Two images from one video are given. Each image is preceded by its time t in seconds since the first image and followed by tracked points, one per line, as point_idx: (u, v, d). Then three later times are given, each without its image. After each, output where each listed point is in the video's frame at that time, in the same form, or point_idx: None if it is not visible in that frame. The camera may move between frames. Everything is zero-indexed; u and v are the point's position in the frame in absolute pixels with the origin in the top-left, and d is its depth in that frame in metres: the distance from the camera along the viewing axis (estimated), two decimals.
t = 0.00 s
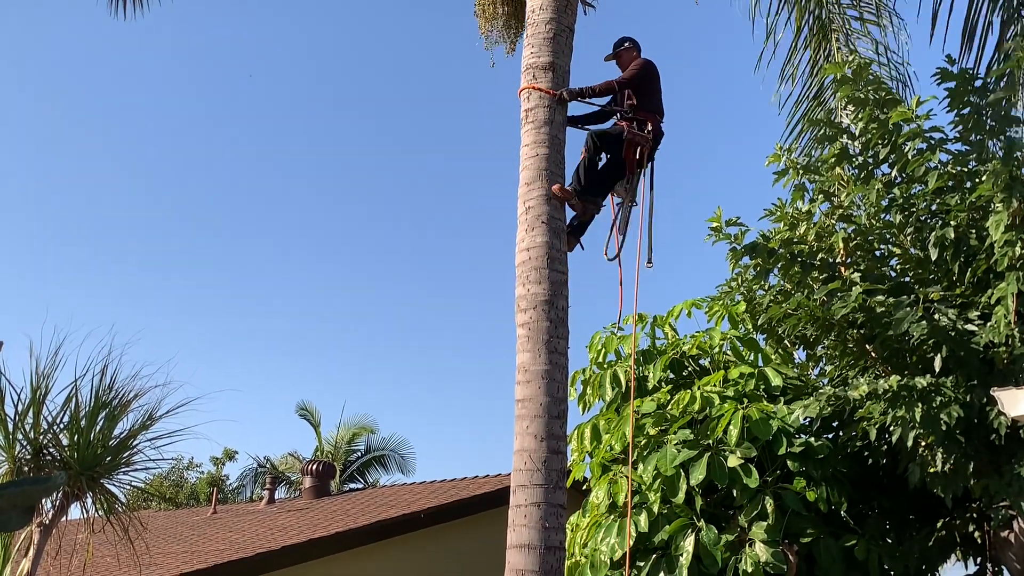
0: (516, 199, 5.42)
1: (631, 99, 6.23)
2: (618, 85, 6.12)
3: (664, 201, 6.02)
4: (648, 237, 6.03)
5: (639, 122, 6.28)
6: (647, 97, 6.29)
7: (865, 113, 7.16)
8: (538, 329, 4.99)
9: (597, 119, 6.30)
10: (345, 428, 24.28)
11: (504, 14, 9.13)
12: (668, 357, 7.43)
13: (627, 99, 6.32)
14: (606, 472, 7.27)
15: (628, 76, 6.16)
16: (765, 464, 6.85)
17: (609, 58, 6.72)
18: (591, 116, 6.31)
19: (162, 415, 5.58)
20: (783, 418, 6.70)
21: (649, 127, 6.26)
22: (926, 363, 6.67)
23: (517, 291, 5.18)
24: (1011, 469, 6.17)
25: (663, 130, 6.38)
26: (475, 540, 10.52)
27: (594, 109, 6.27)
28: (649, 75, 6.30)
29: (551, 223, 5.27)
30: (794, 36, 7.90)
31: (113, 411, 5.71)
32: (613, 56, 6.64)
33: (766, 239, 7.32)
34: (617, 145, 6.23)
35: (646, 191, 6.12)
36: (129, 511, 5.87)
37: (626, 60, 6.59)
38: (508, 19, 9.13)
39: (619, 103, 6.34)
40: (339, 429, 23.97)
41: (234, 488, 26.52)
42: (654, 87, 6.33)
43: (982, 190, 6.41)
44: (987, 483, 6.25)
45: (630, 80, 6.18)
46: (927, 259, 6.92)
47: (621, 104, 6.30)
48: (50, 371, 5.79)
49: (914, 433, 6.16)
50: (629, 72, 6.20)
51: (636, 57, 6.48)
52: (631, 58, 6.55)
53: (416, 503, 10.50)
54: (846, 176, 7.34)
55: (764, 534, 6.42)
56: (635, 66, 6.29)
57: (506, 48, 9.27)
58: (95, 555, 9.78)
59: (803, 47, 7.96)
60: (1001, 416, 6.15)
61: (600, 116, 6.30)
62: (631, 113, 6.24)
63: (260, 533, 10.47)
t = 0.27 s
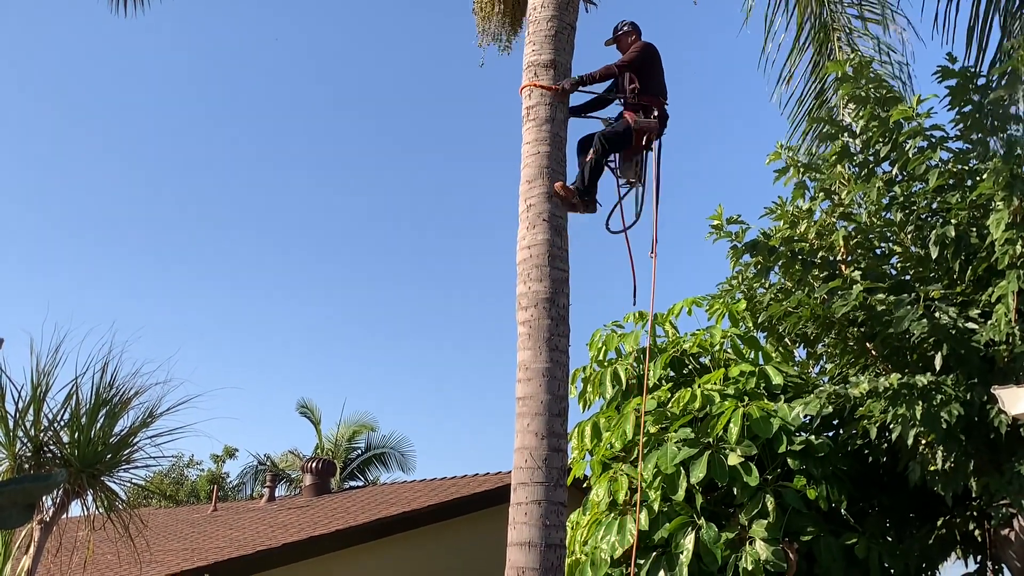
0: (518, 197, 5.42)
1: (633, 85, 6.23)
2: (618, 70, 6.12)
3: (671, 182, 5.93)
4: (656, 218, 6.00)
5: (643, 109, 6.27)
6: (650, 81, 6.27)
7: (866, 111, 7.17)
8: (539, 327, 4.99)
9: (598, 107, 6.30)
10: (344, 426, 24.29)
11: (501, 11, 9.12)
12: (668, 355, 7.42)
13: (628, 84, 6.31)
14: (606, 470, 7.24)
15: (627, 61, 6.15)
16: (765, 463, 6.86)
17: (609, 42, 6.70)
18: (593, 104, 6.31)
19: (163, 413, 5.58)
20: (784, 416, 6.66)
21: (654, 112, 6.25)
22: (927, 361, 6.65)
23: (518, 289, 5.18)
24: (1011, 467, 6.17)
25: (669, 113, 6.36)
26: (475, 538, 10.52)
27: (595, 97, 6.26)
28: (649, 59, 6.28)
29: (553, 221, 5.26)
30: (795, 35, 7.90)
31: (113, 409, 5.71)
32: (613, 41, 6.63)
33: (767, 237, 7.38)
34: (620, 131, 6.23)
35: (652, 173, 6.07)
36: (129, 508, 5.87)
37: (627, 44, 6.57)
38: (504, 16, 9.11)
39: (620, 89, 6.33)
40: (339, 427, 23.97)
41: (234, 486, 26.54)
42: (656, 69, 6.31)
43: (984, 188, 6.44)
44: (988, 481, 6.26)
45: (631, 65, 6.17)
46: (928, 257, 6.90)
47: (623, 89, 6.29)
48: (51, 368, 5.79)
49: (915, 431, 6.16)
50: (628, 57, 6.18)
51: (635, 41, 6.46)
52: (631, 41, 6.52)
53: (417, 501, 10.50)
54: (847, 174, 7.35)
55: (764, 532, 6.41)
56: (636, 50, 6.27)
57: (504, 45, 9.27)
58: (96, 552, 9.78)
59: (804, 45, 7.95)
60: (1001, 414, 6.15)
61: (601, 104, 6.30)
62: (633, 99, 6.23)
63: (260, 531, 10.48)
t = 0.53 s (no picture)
0: (520, 196, 5.42)
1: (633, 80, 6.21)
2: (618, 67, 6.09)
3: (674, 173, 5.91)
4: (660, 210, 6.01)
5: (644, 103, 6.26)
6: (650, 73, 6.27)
7: (868, 110, 7.18)
8: (540, 326, 4.99)
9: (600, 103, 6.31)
10: (345, 425, 24.30)
11: (497, 9, 9.10)
12: (670, 354, 7.42)
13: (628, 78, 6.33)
14: (607, 468, 7.24)
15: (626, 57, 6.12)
16: (766, 462, 6.85)
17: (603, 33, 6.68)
18: (595, 100, 6.33)
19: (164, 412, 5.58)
20: (786, 415, 6.65)
21: (655, 105, 6.25)
22: (928, 361, 6.65)
23: (519, 287, 5.18)
24: (1014, 466, 6.14)
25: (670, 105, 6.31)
26: (476, 536, 10.52)
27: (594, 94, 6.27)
28: (647, 51, 6.28)
29: (554, 220, 5.26)
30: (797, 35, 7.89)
31: (115, 408, 5.72)
32: (609, 33, 6.61)
33: (769, 236, 7.41)
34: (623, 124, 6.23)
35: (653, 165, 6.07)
36: (131, 506, 5.87)
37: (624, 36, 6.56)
38: (501, 13, 9.09)
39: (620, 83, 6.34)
40: (340, 426, 23.99)
41: (235, 485, 26.56)
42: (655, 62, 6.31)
43: (986, 186, 6.48)
44: (990, 480, 6.26)
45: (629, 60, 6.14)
46: (930, 255, 6.89)
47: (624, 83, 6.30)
48: (52, 367, 5.79)
49: (916, 430, 6.17)
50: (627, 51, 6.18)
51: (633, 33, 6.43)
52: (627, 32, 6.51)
53: (418, 500, 10.51)
54: (850, 173, 7.32)
55: (765, 531, 6.42)
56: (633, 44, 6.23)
57: (498, 43, 9.25)
58: (98, 551, 9.79)
59: (806, 44, 7.94)
60: (1003, 414, 6.14)
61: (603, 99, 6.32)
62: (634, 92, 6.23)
63: (261, 530, 10.48)
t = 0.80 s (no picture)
0: (521, 195, 5.42)
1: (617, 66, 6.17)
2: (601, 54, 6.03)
3: (661, 151, 5.80)
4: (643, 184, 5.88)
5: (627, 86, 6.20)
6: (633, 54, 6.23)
7: (869, 109, 7.17)
8: (542, 325, 4.99)
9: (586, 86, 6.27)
10: (347, 424, 24.31)
11: (497, 6, 9.10)
12: (671, 353, 7.42)
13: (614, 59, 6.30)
14: (608, 468, 7.24)
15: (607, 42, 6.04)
16: (768, 461, 6.85)
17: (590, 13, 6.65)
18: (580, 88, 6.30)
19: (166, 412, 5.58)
20: (788, 413, 6.66)
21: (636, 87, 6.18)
22: (930, 359, 6.68)
23: (521, 287, 5.17)
24: (1016, 465, 6.10)
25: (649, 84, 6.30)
26: (478, 536, 10.52)
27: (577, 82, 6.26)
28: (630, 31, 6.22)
29: (556, 219, 5.26)
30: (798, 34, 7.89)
31: (117, 408, 5.72)
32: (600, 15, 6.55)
33: (770, 235, 7.45)
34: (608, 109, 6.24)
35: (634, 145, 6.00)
36: (133, 507, 5.88)
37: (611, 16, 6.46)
38: (501, 11, 9.11)
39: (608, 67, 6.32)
40: (342, 425, 24.01)
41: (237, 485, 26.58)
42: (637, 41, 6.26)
43: (987, 185, 6.49)
44: (992, 479, 6.25)
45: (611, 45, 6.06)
46: (931, 254, 6.85)
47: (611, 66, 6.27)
48: (54, 368, 5.79)
49: (918, 429, 6.17)
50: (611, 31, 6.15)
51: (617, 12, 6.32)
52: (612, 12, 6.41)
53: (420, 500, 10.51)
54: (851, 172, 7.30)
55: (767, 530, 6.39)
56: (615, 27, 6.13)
57: (496, 40, 9.27)
58: (100, 551, 9.80)
59: (808, 43, 7.94)
60: (1005, 413, 6.13)
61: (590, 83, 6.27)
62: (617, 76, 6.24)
63: (263, 529, 10.48)
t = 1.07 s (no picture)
0: (520, 195, 5.42)
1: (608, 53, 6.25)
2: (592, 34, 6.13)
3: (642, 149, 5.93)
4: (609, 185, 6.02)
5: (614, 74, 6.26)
6: (628, 43, 6.30)
7: (869, 108, 7.16)
8: (541, 325, 4.99)
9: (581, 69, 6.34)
10: (348, 424, 24.32)
11: (501, 8, 9.10)
12: (672, 352, 7.42)
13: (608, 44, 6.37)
14: (609, 468, 7.24)
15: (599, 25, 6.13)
16: (769, 460, 6.83)
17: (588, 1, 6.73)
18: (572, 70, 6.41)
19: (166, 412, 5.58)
20: (789, 413, 6.66)
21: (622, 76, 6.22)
22: (930, 358, 6.66)
23: (520, 287, 5.17)
24: (1016, 464, 6.10)
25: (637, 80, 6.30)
26: (478, 536, 10.52)
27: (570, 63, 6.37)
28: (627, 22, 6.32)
29: (554, 219, 5.26)
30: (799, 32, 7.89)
31: (117, 408, 5.72)
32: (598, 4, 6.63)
33: (770, 234, 7.47)
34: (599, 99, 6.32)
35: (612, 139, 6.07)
36: (133, 507, 5.88)
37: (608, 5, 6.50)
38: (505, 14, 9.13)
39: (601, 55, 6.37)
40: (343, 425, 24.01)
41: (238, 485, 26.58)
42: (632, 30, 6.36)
43: (987, 185, 6.50)
44: (992, 478, 6.26)
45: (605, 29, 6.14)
46: (932, 253, 6.85)
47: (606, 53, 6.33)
48: (54, 368, 5.79)
49: (918, 428, 6.16)
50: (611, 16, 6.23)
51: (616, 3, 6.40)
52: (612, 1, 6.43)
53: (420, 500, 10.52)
54: (851, 171, 7.30)
55: (768, 529, 6.39)
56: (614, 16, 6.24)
57: (501, 41, 9.28)
58: (101, 551, 9.80)
59: (808, 41, 7.94)
60: (1005, 412, 6.14)
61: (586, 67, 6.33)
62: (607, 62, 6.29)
63: (263, 529, 10.48)
